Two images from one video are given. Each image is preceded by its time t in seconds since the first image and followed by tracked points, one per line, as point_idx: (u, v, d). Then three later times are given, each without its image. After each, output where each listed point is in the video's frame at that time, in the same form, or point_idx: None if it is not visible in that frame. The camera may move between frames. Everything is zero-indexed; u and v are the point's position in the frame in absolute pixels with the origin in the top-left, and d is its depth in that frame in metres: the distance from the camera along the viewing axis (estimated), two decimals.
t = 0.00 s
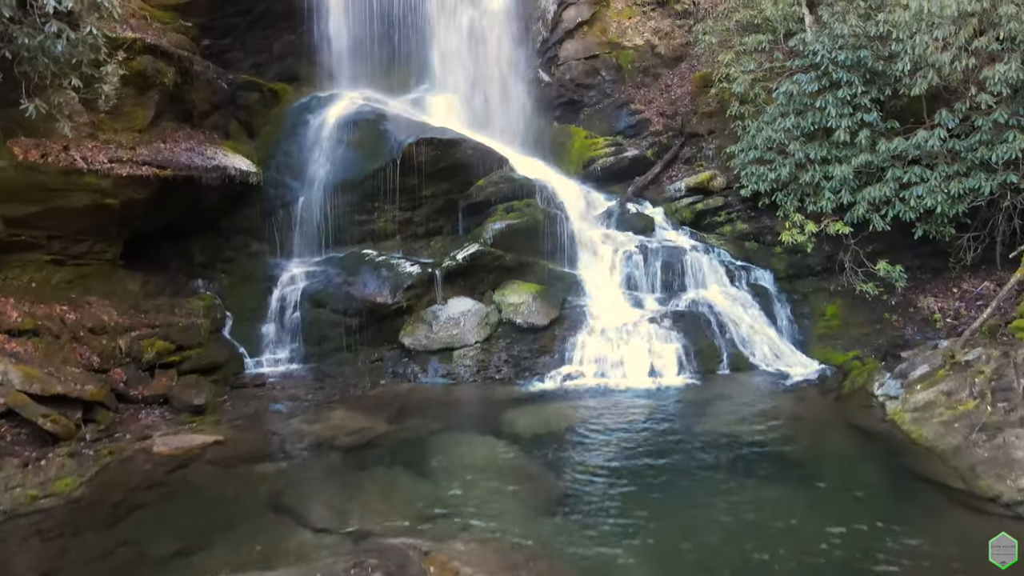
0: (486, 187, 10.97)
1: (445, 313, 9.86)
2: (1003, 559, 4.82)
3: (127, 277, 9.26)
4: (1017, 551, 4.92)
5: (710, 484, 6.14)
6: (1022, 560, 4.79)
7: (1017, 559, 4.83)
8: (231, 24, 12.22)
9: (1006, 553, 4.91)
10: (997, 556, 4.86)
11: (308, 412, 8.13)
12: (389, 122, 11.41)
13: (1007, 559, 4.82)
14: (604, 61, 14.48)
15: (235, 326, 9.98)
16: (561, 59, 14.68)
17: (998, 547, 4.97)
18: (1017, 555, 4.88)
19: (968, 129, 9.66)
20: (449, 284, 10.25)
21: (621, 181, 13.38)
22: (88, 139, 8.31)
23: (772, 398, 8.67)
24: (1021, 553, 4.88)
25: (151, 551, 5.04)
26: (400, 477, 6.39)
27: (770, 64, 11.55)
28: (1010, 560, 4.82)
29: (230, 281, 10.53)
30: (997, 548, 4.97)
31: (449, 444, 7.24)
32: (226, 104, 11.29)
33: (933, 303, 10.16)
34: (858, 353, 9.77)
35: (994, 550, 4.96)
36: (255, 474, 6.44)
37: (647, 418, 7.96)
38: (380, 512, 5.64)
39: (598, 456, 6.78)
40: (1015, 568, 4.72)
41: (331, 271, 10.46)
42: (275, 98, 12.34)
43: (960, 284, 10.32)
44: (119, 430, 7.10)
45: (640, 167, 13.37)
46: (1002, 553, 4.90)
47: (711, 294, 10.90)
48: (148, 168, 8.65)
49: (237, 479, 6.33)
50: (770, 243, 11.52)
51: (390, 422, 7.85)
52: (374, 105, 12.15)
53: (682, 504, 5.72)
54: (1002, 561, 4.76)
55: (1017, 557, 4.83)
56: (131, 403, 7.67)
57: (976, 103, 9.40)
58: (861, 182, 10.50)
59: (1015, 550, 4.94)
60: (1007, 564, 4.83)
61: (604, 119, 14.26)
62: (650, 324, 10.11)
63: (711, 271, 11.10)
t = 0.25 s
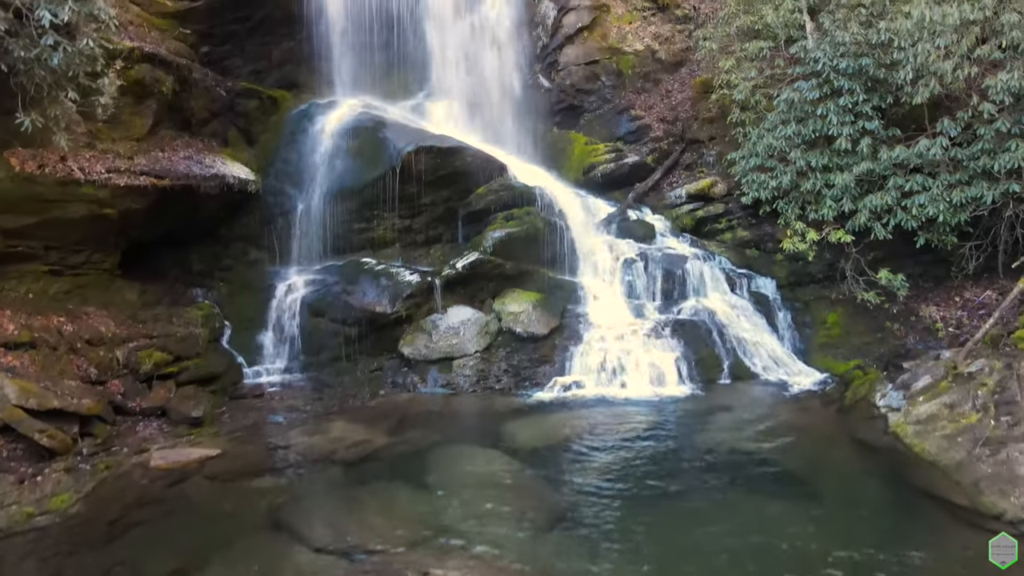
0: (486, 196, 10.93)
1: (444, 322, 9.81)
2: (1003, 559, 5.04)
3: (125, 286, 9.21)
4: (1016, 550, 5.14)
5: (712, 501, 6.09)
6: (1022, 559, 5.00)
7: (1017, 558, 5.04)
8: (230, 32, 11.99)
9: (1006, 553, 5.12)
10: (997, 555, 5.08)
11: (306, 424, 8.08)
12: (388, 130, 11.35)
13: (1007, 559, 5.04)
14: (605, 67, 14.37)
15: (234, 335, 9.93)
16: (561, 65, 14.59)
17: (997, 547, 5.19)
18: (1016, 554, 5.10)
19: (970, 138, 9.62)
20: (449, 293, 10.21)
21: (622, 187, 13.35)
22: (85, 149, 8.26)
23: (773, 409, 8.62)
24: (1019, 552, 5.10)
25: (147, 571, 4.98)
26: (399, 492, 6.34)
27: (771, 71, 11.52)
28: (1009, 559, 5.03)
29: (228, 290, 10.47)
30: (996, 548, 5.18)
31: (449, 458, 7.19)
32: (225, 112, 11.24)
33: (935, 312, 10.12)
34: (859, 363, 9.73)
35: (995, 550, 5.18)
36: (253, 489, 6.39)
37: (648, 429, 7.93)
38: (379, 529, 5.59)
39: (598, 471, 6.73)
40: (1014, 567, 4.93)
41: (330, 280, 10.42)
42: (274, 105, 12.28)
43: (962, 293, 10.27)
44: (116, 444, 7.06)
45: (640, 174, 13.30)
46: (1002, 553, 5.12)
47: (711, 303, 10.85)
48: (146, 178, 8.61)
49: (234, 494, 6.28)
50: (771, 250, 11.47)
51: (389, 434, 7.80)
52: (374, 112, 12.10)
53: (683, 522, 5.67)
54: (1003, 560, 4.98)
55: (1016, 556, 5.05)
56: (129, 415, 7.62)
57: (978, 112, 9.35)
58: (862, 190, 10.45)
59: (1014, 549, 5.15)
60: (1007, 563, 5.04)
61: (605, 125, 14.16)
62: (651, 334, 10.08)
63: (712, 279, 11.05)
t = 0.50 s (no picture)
0: (485, 204, 10.89)
1: (444, 331, 9.77)
2: (1003, 559, 5.26)
3: (123, 296, 9.17)
4: (1016, 549, 5.36)
5: (714, 517, 6.05)
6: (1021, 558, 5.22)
7: (1016, 558, 5.26)
8: (229, 38, 11.93)
9: (1006, 553, 5.33)
10: (997, 555, 5.31)
11: (305, 436, 8.03)
12: (388, 138, 11.30)
13: (1006, 559, 5.26)
14: (605, 72, 14.35)
15: (232, 344, 9.88)
16: (562, 70, 14.55)
17: (998, 547, 5.41)
18: (1016, 553, 5.32)
19: (972, 147, 9.58)
20: (448, 302, 10.16)
21: (622, 194, 13.25)
22: (83, 159, 8.21)
23: (774, 420, 8.58)
24: (1019, 551, 5.32)
25: None
26: (399, 507, 6.29)
27: (771, 77, 11.48)
28: (1009, 559, 5.25)
29: (227, 298, 10.41)
30: (997, 548, 5.41)
31: (448, 471, 7.15)
32: (223, 119, 11.21)
33: (937, 320, 10.08)
34: (861, 372, 9.68)
35: (995, 550, 5.40)
36: (251, 504, 6.34)
37: (648, 441, 7.89)
38: (378, 546, 5.54)
39: (598, 486, 6.69)
40: (1013, 567, 5.16)
41: (329, 288, 10.39)
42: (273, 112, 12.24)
43: (964, 301, 10.24)
44: (114, 457, 7.01)
45: (641, 180, 13.25)
46: (1002, 553, 5.34)
47: (712, 311, 10.80)
48: (144, 188, 8.57)
49: (233, 509, 6.24)
50: (772, 257, 11.43)
51: (388, 446, 7.76)
52: (372, 119, 12.12)
53: (684, 540, 5.63)
54: (1005, 564, 5.19)
55: (1015, 556, 5.28)
56: (127, 427, 7.58)
57: (980, 121, 9.31)
58: (864, 198, 10.40)
59: (1014, 548, 5.38)
60: (1007, 563, 5.27)
61: (606, 130, 14.10)
62: (651, 343, 10.02)
63: (713, 287, 11.01)
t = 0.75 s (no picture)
0: (485, 211, 10.85)
1: (444, 340, 9.75)
2: (1003, 560, 5.41)
3: (121, 305, 9.14)
4: (1016, 546, 5.50)
5: (715, 533, 5.99)
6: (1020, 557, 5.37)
7: (1016, 557, 5.40)
8: (228, 45, 11.95)
9: (1007, 552, 5.48)
10: (997, 556, 5.45)
11: (304, 447, 7.98)
12: (387, 145, 11.24)
13: (1006, 559, 5.41)
14: (606, 77, 14.36)
15: (231, 352, 9.86)
16: (562, 75, 14.45)
17: (998, 545, 5.56)
18: (1016, 551, 5.46)
19: (974, 155, 9.53)
20: (448, 310, 10.13)
21: (624, 199, 13.25)
22: (81, 168, 8.15)
23: (776, 430, 8.54)
24: (1018, 548, 5.46)
25: None
26: (398, 522, 6.25)
27: (772, 84, 11.46)
28: (1009, 559, 5.40)
29: (226, 306, 10.44)
30: (997, 547, 5.55)
31: (448, 484, 7.10)
32: (222, 126, 11.20)
33: (938, 329, 10.07)
34: (862, 381, 9.64)
35: (995, 549, 5.55)
36: (249, 519, 6.29)
37: (648, 452, 7.85)
38: (377, 564, 5.49)
39: (598, 500, 6.63)
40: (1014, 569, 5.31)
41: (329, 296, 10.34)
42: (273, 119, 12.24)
43: (966, 310, 10.24)
44: (111, 470, 6.96)
45: (642, 186, 13.21)
46: (1002, 552, 5.49)
47: (713, 319, 10.74)
48: (143, 197, 8.51)
49: (230, 523, 6.18)
50: (772, 264, 11.43)
51: (388, 458, 7.72)
52: (371, 125, 12.04)
53: (686, 557, 5.58)
54: (1003, 565, 5.36)
55: (1015, 555, 5.42)
56: (125, 438, 7.54)
57: (983, 130, 9.26)
58: (865, 206, 10.37)
59: (1014, 545, 5.51)
60: (1008, 562, 5.42)
61: (606, 135, 14.15)
62: (651, 351, 9.98)
63: (714, 294, 10.99)
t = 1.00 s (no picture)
0: (485, 219, 10.80)
1: (444, 349, 9.72)
2: (1003, 559, 5.59)
3: (119, 314, 9.10)
4: (1016, 545, 5.67)
5: (716, 548, 5.96)
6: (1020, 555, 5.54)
7: (1016, 556, 5.57)
8: (227, 51, 11.88)
9: (1008, 552, 5.64)
10: (998, 556, 5.63)
11: (303, 458, 7.94)
12: (387, 152, 11.21)
13: (1007, 558, 5.58)
14: (606, 83, 14.24)
15: (230, 361, 9.83)
16: (562, 80, 14.37)
17: (998, 546, 5.73)
18: (1016, 550, 5.63)
19: (976, 163, 9.50)
20: (448, 318, 10.08)
21: (624, 204, 13.18)
22: (79, 177, 8.12)
23: (777, 440, 8.50)
24: (1018, 547, 5.63)
25: None
26: (397, 536, 6.21)
27: (773, 91, 11.42)
28: (1010, 558, 5.57)
29: (225, 314, 10.41)
30: (998, 547, 5.72)
31: (447, 496, 7.07)
32: (222, 133, 11.17)
33: (940, 337, 10.04)
34: (863, 390, 9.60)
35: (996, 549, 5.72)
36: (247, 533, 6.25)
37: (648, 464, 7.81)
38: None
39: (598, 514, 6.60)
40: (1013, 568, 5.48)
41: (328, 305, 10.31)
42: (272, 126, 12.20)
43: (968, 318, 10.20)
44: (109, 483, 6.92)
45: (643, 192, 13.14)
46: (1003, 552, 5.65)
47: (714, 326, 10.73)
48: (141, 207, 8.48)
49: (228, 538, 6.15)
50: (773, 271, 11.38)
51: (387, 470, 7.68)
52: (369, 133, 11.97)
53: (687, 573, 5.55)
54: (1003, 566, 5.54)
55: (1015, 554, 5.59)
56: (123, 450, 7.51)
57: (985, 139, 9.23)
58: (867, 214, 10.33)
59: (1014, 544, 5.68)
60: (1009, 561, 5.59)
61: (606, 141, 14.01)
62: (652, 359, 9.96)
63: (715, 301, 10.97)
